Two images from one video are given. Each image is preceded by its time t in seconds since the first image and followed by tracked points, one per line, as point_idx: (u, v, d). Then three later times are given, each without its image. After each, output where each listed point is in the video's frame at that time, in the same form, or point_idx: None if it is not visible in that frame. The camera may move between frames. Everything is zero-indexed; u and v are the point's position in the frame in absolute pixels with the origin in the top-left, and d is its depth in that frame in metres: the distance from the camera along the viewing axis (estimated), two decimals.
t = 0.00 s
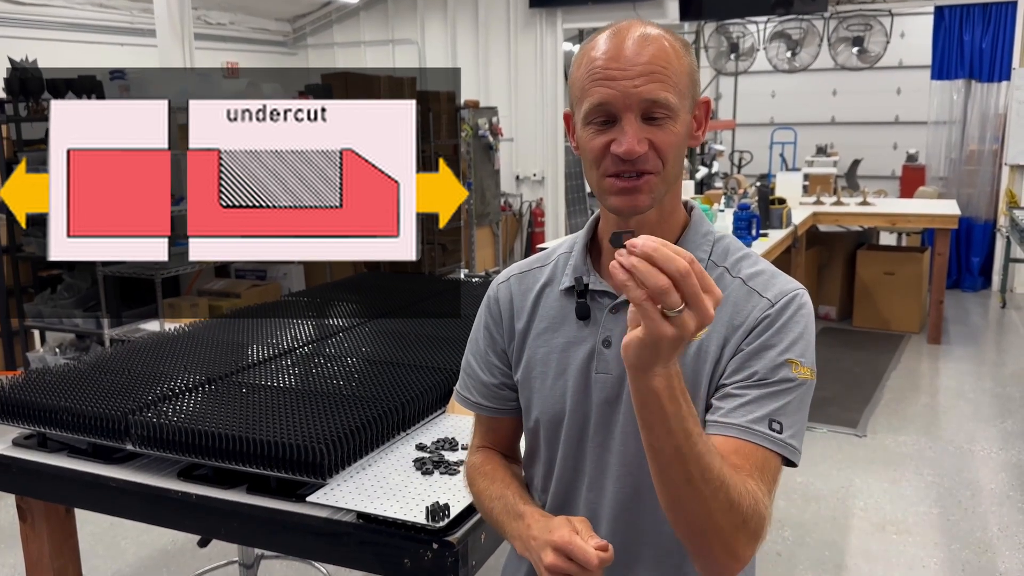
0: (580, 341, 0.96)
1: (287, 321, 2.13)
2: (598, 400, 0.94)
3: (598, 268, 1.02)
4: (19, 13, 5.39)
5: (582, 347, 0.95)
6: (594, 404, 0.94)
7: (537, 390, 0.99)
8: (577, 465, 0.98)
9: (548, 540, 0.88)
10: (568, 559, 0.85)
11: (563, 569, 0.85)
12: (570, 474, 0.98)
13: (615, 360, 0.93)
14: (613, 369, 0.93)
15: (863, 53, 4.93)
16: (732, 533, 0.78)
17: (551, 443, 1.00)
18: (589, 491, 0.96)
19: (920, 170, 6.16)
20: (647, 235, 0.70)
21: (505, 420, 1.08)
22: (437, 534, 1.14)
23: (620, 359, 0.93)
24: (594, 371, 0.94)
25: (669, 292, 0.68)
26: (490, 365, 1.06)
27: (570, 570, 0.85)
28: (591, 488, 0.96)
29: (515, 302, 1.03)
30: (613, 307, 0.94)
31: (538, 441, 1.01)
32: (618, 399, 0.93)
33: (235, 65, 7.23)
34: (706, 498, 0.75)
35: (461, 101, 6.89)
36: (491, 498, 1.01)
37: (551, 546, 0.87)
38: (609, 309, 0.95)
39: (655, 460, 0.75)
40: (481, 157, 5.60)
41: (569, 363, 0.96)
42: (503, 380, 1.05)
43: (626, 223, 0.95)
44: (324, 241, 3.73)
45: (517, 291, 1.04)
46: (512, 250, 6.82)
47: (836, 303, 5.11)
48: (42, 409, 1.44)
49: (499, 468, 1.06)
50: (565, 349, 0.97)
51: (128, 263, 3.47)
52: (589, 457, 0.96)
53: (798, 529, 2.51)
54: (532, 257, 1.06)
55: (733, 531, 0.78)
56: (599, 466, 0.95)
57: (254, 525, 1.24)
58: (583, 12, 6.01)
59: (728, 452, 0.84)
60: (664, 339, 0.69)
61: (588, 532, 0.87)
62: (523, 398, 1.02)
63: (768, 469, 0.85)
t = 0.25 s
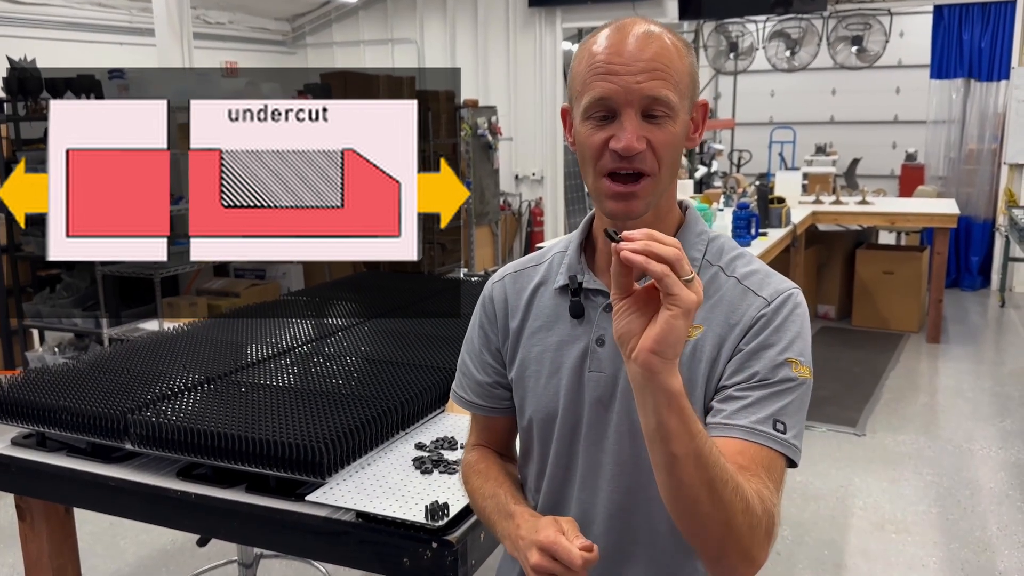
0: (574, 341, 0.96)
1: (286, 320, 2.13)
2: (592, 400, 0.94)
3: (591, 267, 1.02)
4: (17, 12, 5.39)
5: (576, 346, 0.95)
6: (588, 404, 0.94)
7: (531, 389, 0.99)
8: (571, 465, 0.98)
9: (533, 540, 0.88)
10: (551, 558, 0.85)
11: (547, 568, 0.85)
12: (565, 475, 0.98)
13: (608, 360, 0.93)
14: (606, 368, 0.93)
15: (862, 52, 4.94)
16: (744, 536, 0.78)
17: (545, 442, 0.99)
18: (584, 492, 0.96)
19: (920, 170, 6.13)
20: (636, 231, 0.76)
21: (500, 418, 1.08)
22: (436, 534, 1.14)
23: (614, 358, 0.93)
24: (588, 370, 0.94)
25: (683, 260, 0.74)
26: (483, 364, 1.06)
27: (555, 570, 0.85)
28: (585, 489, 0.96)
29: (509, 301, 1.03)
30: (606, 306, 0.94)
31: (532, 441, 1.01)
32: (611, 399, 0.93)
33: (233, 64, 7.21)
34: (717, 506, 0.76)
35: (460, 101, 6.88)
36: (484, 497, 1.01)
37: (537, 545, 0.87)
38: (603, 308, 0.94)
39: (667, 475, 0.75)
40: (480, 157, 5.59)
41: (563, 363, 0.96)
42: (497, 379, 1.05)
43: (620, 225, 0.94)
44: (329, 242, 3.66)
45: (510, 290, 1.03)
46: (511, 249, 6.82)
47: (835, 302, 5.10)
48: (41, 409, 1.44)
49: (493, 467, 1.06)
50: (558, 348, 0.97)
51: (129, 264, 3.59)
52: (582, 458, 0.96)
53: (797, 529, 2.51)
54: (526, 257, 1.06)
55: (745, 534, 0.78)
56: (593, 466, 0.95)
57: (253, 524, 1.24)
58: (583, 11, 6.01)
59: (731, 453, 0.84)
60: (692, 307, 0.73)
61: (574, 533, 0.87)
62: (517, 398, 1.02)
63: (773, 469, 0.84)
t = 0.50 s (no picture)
0: (567, 341, 0.96)
1: (284, 320, 2.13)
2: (584, 399, 0.94)
3: (585, 267, 1.02)
4: (14, 11, 5.38)
5: (569, 346, 0.95)
6: (580, 403, 0.94)
7: (524, 389, 0.99)
8: (563, 465, 0.98)
9: (529, 539, 0.88)
10: (547, 557, 0.85)
11: (543, 567, 0.85)
12: (557, 474, 0.99)
13: (601, 359, 0.93)
14: (600, 368, 0.93)
15: (861, 52, 4.94)
16: (742, 538, 0.79)
17: (538, 441, 1.00)
18: (576, 491, 0.96)
19: (919, 169, 6.07)
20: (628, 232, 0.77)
21: (493, 418, 1.08)
22: (433, 533, 1.14)
23: (607, 358, 0.93)
24: (581, 370, 0.94)
25: (674, 261, 0.75)
26: (477, 364, 1.06)
27: (550, 570, 0.85)
28: (578, 488, 0.96)
29: (503, 301, 1.03)
30: (599, 306, 0.95)
31: (525, 440, 1.01)
32: (604, 398, 0.93)
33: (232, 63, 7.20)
34: (716, 509, 0.76)
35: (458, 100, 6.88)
36: (478, 496, 1.02)
37: (532, 545, 0.87)
38: (596, 308, 0.95)
39: (664, 477, 0.75)
40: (478, 156, 5.60)
41: (556, 362, 0.96)
42: (490, 378, 1.05)
43: (613, 226, 0.94)
44: (322, 241, 3.62)
45: (504, 289, 1.04)
46: (510, 248, 6.83)
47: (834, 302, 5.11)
48: (38, 408, 1.44)
49: (487, 466, 1.06)
50: (551, 348, 0.97)
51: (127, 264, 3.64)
52: (575, 458, 0.96)
53: (795, 528, 2.51)
54: (519, 256, 1.06)
55: (743, 536, 0.79)
56: (586, 466, 0.95)
57: (251, 523, 1.24)
58: (582, 11, 6.01)
59: (726, 454, 0.84)
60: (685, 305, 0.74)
61: (569, 532, 0.87)
62: (510, 397, 1.02)
63: (769, 470, 0.84)
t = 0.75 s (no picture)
0: (562, 341, 0.96)
1: (283, 319, 2.13)
2: (579, 399, 0.94)
3: (580, 266, 1.01)
4: (11, 10, 5.37)
5: (564, 346, 0.95)
6: (575, 403, 0.94)
7: (519, 389, 0.99)
8: (558, 465, 0.98)
9: (525, 538, 0.88)
10: (543, 556, 0.85)
11: (538, 566, 0.85)
12: (552, 474, 0.98)
13: (596, 359, 0.93)
14: (595, 367, 0.93)
15: (860, 51, 4.94)
16: (738, 539, 0.79)
17: (533, 441, 0.99)
18: (571, 491, 0.96)
19: (917, 168, 6.09)
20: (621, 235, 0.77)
21: (489, 417, 1.08)
22: (430, 532, 1.14)
23: (601, 358, 0.93)
24: (576, 369, 0.94)
25: (667, 264, 0.75)
26: (472, 364, 1.06)
27: (547, 568, 0.85)
28: (573, 488, 0.96)
29: (497, 301, 1.03)
30: (594, 306, 0.95)
31: (520, 440, 1.01)
32: (599, 398, 0.93)
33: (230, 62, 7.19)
34: (711, 509, 0.76)
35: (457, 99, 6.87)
36: (473, 495, 1.02)
37: (528, 543, 0.87)
38: (590, 307, 0.95)
39: (658, 478, 0.75)
40: (477, 155, 5.60)
41: (551, 362, 0.96)
42: (485, 378, 1.05)
43: (608, 228, 0.95)
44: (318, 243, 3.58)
45: (499, 289, 1.03)
46: (509, 247, 6.83)
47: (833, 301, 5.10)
48: (35, 408, 1.44)
49: (482, 465, 1.06)
50: (546, 347, 0.97)
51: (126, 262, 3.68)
52: (571, 458, 0.95)
53: (794, 527, 2.51)
54: (514, 256, 1.06)
55: (739, 536, 0.79)
56: (581, 466, 0.95)
57: (249, 523, 1.24)
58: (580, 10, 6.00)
59: (721, 454, 0.84)
60: (677, 309, 0.73)
61: (564, 530, 0.87)
62: (505, 397, 1.02)
63: (764, 470, 0.84)
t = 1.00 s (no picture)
0: (559, 340, 0.96)
1: (282, 318, 2.13)
2: (576, 398, 0.94)
3: (576, 265, 1.02)
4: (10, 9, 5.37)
5: (561, 345, 0.96)
6: (572, 403, 0.94)
7: (515, 387, 0.99)
8: (556, 464, 0.98)
9: (521, 537, 0.88)
10: (538, 554, 0.85)
11: (534, 564, 0.86)
12: (549, 473, 0.99)
13: (593, 358, 0.93)
14: (591, 367, 0.93)
15: (859, 50, 4.94)
16: (733, 537, 0.79)
17: (529, 441, 1.00)
18: (569, 490, 0.96)
19: (916, 167, 6.11)
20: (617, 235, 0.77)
21: (486, 416, 1.08)
22: (429, 531, 1.14)
23: (599, 357, 0.93)
24: (573, 368, 0.94)
25: (662, 264, 0.75)
26: (468, 363, 1.06)
27: (542, 568, 0.85)
28: (570, 487, 0.96)
29: (494, 300, 1.03)
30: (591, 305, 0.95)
31: (517, 439, 1.01)
32: (596, 397, 0.93)
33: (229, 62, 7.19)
34: (707, 507, 0.76)
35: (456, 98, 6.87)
36: (470, 495, 1.02)
37: (524, 543, 0.87)
38: (588, 306, 0.95)
39: (654, 477, 0.75)
40: (476, 154, 5.60)
41: (548, 361, 0.96)
42: (481, 376, 1.05)
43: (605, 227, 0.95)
44: (326, 242, 3.62)
45: (495, 288, 1.03)
46: (508, 246, 6.83)
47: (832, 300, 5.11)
48: (34, 407, 1.44)
49: (479, 465, 1.06)
50: (543, 346, 0.97)
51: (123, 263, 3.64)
52: (568, 457, 0.96)
53: (793, 526, 2.51)
54: (510, 255, 1.06)
55: (735, 535, 0.79)
56: (578, 465, 0.95)
57: (247, 522, 1.24)
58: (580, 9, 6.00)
59: (717, 454, 0.84)
60: (672, 309, 0.74)
61: (561, 529, 0.87)
62: (501, 396, 1.02)
63: (761, 469, 0.85)
